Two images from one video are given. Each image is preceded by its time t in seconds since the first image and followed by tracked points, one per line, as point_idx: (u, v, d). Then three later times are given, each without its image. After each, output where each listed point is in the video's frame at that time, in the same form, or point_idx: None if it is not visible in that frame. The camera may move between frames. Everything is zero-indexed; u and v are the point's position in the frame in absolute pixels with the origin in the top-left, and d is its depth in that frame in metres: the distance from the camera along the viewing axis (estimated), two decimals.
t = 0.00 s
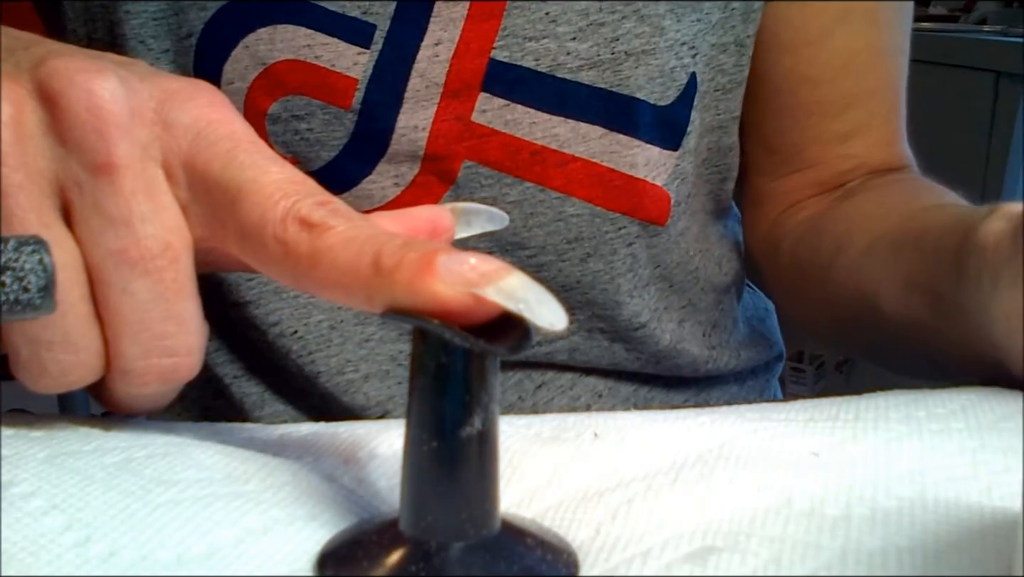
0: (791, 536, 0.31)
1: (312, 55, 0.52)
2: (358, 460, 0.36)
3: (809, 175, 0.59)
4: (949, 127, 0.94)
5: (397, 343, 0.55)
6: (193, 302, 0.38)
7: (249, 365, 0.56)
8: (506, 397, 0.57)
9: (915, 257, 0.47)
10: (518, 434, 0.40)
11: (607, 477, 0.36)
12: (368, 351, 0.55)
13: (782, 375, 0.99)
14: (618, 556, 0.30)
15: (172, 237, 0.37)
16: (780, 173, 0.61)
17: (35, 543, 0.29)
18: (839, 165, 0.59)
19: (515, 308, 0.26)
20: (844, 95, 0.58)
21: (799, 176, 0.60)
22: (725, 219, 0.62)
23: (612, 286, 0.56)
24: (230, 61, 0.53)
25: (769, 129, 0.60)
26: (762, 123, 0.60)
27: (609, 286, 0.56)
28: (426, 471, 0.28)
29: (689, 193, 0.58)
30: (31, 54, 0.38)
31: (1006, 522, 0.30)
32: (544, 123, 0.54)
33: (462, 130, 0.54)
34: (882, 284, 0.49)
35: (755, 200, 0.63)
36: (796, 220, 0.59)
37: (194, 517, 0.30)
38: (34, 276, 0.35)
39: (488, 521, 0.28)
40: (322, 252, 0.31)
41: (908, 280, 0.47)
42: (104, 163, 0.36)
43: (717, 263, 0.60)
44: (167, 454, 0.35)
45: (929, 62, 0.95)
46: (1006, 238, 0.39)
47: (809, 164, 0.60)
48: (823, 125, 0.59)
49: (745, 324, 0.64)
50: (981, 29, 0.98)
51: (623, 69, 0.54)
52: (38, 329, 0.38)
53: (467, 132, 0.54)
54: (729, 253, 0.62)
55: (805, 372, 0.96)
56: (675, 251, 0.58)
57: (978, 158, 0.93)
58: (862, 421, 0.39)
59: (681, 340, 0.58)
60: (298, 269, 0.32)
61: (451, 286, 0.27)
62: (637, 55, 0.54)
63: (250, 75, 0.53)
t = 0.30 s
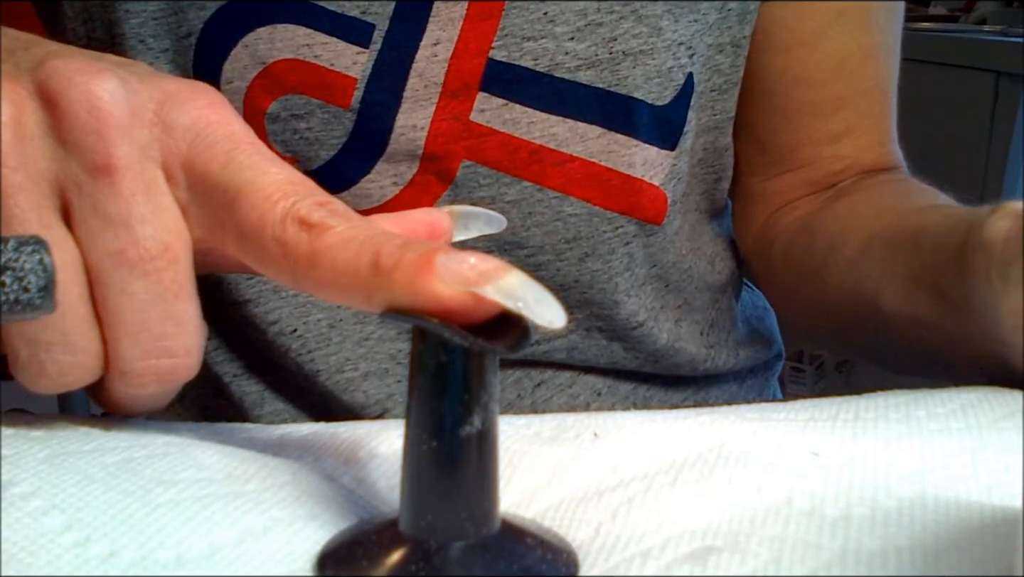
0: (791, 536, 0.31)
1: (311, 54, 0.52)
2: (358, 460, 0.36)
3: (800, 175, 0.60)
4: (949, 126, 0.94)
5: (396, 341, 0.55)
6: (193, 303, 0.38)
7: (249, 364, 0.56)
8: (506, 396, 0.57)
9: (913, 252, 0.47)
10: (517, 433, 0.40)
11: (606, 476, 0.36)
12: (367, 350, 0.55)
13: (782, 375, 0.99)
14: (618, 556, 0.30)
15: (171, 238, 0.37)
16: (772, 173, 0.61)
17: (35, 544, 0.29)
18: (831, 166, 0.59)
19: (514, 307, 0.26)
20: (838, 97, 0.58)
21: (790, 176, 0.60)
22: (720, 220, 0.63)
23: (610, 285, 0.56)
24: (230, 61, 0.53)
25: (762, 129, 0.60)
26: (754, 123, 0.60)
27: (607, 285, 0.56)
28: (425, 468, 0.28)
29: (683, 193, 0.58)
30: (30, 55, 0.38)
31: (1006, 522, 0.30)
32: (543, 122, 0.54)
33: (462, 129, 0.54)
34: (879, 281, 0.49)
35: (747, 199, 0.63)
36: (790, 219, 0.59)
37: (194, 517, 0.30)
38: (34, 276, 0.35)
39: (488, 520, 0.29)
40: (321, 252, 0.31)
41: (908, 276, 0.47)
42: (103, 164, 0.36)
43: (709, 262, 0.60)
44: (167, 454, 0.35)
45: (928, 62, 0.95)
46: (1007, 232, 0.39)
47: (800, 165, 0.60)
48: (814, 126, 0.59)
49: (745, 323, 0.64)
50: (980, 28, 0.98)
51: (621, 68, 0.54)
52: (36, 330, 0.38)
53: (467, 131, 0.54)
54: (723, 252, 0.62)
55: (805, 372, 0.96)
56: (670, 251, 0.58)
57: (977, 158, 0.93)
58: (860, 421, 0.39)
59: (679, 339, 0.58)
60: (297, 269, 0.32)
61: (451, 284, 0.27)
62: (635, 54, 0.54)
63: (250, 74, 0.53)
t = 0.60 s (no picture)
0: (791, 536, 0.31)
1: (313, 54, 0.52)
2: (358, 460, 0.36)
3: (797, 176, 0.60)
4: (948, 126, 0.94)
5: (395, 341, 0.55)
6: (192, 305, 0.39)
7: (249, 363, 0.56)
8: (506, 396, 0.57)
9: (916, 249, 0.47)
10: (517, 433, 0.40)
11: (606, 476, 0.36)
12: (367, 349, 0.55)
13: (782, 375, 0.98)
14: (618, 556, 0.30)
15: (171, 241, 0.37)
16: (771, 172, 0.61)
17: (34, 544, 0.29)
18: (827, 166, 0.59)
19: (514, 306, 0.26)
20: (836, 98, 0.58)
21: (789, 176, 0.60)
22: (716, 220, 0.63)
23: (610, 285, 0.56)
24: (230, 60, 0.53)
25: (761, 129, 0.61)
26: (753, 123, 0.61)
27: (607, 285, 0.56)
28: (425, 468, 0.28)
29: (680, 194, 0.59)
30: (30, 57, 0.38)
31: (1006, 521, 0.30)
32: (543, 122, 0.54)
33: (462, 129, 0.54)
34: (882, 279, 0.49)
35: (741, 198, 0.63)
36: (788, 217, 0.59)
37: (193, 518, 0.30)
38: (34, 276, 0.34)
39: (488, 520, 0.28)
40: (320, 252, 0.31)
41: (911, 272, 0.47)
42: (103, 166, 0.36)
43: (696, 261, 0.61)
44: (167, 454, 0.35)
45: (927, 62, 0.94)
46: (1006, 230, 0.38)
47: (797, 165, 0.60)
48: (811, 127, 0.60)
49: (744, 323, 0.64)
50: (981, 29, 0.98)
51: (621, 69, 0.54)
52: (34, 332, 0.37)
53: (468, 131, 0.54)
54: (716, 253, 0.62)
55: (805, 372, 0.95)
56: (665, 251, 0.58)
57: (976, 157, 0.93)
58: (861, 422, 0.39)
59: (677, 339, 0.58)
60: (296, 269, 0.32)
61: (451, 284, 0.27)
62: (636, 55, 0.54)
63: (251, 74, 0.53)
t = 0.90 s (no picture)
0: (792, 536, 0.31)
1: (311, 53, 0.52)
2: (358, 460, 0.36)
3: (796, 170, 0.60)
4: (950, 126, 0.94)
5: (396, 340, 0.55)
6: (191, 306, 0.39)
7: (250, 361, 0.56)
8: (506, 396, 0.57)
9: (944, 214, 0.44)
10: (517, 433, 0.40)
11: (606, 475, 0.36)
12: (368, 347, 0.55)
13: (783, 376, 1.06)
14: (617, 556, 0.30)
15: (168, 242, 0.37)
16: (770, 167, 0.61)
17: (35, 544, 0.29)
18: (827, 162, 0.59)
19: (512, 306, 0.26)
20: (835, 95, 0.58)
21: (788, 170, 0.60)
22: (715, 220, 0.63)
23: (610, 284, 0.56)
24: (231, 58, 0.53)
25: (761, 129, 0.61)
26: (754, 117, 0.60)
27: (607, 285, 0.56)
28: (424, 468, 0.28)
29: (677, 193, 0.59)
30: (29, 57, 0.38)
31: (1006, 521, 0.30)
32: (543, 122, 0.54)
33: (462, 129, 0.54)
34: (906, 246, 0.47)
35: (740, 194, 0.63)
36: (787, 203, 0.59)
37: (193, 518, 0.30)
38: (34, 276, 0.34)
39: (487, 521, 0.28)
40: (318, 253, 0.31)
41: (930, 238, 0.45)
42: (100, 167, 0.36)
43: (695, 261, 0.60)
44: (167, 454, 0.35)
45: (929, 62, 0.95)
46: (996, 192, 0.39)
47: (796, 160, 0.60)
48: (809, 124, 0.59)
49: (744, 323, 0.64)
50: (981, 29, 0.98)
51: (621, 70, 0.54)
52: (33, 333, 0.37)
53: (467, 131, 0.54)
54: (716, 252, 0.62)
55: (805, 372, 1.03)
56: (664, 250, 0.58)
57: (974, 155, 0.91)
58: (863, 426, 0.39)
59: (677, 338, 0.58)
60: (294, 270, 0.32)
61: (449, 285, 0.27)
62: (635, 56, 0.54)
63: (250, 71, 0.53)
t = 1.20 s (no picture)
0: (792, 536, 0.30)
1: (314, 58, 0.52)
2: (358, 459, 0.37)
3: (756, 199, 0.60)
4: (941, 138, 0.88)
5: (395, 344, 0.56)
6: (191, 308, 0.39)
7: (248, 363, 0.56)
8: (506, 395, 0.57)
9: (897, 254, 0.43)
10: (517, 434, 0.40)
11: (605, 475, 0.36)
12: (367, 351, 0.56)
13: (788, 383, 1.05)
14: (617, 556, 0.30)
15: (175, 228, 0.37)
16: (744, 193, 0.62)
17: (35, 544, 0.29)
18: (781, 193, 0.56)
19: (515, 299, 0.27)
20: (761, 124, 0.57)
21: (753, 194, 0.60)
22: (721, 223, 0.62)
23: (608, 289, 0.56)
24: (232, 63, 0.53)
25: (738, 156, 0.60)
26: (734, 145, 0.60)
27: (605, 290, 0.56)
28: (423, 467, 0.28)
29: (679, 198, 0.59)
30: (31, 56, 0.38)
31: (1007, 522, 0.30)
32: (543, 129, 0.55)
33: (462, 135, 0.55)
34: (825, 252, 0.47)
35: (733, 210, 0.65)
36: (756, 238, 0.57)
37: (193, 518, 0.30)
38: (34, 276, 0.34)
39: (487, 519, 0.29)
40: (322, 250, 0.31)
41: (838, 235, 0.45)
42: (125, 143, 0.35)
43: (696, 262, 0.60)
44: (167, 454, 0.35)
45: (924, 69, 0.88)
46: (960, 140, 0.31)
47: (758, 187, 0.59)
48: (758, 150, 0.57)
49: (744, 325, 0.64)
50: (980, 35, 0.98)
51: (622, 75, 0.54)
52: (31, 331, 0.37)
53: (466, 137, 0.55)
54: (716, 253, 0.61)
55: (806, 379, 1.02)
56: (664, 254, 0.59)
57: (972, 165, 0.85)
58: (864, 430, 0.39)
59: (676, 342, 0.58)
60: (296, 265, 0.32)
61: (451, 277, 0.26)
62: (636, 61, 0.54)
63: (252, 76, 0.53)
